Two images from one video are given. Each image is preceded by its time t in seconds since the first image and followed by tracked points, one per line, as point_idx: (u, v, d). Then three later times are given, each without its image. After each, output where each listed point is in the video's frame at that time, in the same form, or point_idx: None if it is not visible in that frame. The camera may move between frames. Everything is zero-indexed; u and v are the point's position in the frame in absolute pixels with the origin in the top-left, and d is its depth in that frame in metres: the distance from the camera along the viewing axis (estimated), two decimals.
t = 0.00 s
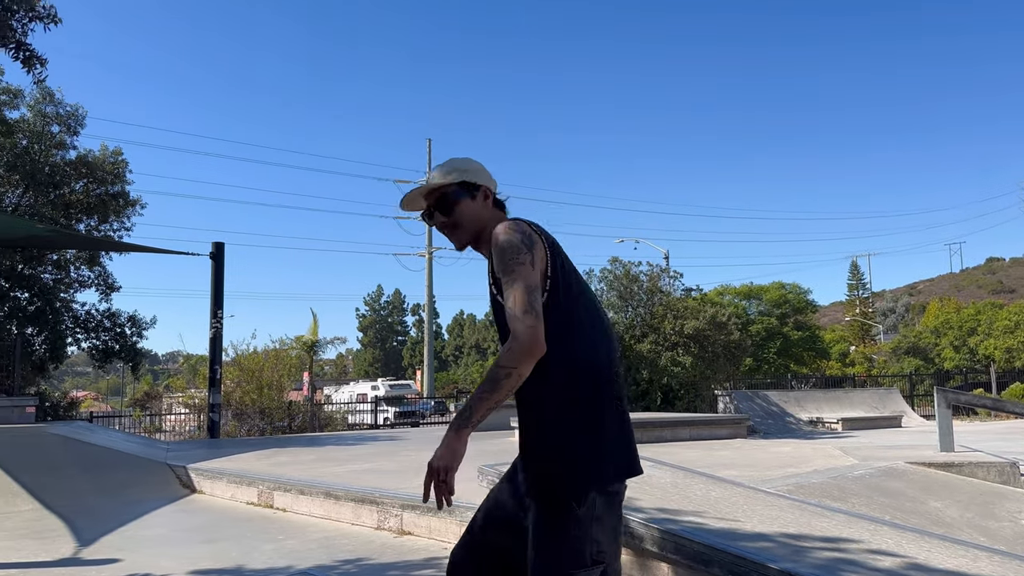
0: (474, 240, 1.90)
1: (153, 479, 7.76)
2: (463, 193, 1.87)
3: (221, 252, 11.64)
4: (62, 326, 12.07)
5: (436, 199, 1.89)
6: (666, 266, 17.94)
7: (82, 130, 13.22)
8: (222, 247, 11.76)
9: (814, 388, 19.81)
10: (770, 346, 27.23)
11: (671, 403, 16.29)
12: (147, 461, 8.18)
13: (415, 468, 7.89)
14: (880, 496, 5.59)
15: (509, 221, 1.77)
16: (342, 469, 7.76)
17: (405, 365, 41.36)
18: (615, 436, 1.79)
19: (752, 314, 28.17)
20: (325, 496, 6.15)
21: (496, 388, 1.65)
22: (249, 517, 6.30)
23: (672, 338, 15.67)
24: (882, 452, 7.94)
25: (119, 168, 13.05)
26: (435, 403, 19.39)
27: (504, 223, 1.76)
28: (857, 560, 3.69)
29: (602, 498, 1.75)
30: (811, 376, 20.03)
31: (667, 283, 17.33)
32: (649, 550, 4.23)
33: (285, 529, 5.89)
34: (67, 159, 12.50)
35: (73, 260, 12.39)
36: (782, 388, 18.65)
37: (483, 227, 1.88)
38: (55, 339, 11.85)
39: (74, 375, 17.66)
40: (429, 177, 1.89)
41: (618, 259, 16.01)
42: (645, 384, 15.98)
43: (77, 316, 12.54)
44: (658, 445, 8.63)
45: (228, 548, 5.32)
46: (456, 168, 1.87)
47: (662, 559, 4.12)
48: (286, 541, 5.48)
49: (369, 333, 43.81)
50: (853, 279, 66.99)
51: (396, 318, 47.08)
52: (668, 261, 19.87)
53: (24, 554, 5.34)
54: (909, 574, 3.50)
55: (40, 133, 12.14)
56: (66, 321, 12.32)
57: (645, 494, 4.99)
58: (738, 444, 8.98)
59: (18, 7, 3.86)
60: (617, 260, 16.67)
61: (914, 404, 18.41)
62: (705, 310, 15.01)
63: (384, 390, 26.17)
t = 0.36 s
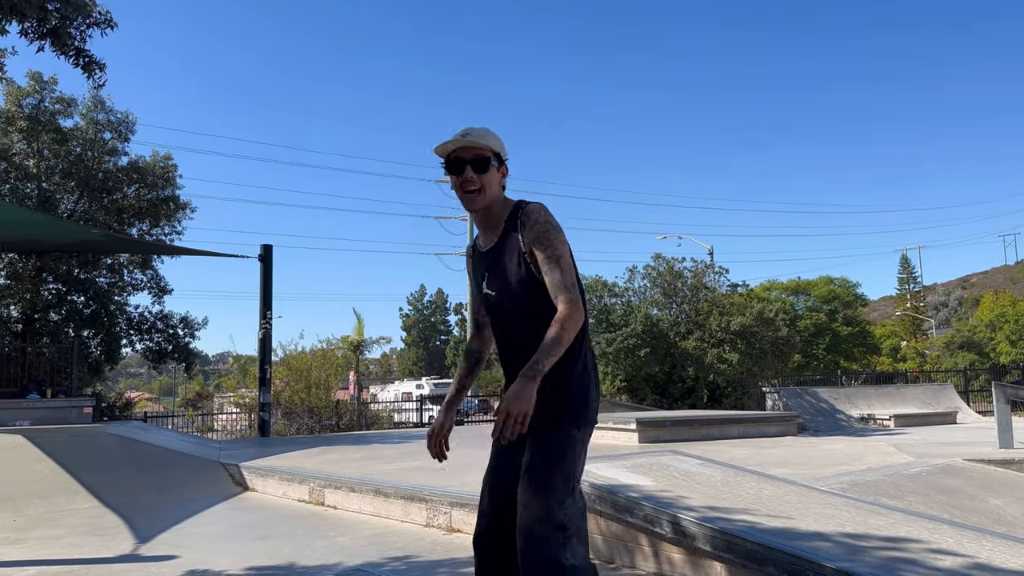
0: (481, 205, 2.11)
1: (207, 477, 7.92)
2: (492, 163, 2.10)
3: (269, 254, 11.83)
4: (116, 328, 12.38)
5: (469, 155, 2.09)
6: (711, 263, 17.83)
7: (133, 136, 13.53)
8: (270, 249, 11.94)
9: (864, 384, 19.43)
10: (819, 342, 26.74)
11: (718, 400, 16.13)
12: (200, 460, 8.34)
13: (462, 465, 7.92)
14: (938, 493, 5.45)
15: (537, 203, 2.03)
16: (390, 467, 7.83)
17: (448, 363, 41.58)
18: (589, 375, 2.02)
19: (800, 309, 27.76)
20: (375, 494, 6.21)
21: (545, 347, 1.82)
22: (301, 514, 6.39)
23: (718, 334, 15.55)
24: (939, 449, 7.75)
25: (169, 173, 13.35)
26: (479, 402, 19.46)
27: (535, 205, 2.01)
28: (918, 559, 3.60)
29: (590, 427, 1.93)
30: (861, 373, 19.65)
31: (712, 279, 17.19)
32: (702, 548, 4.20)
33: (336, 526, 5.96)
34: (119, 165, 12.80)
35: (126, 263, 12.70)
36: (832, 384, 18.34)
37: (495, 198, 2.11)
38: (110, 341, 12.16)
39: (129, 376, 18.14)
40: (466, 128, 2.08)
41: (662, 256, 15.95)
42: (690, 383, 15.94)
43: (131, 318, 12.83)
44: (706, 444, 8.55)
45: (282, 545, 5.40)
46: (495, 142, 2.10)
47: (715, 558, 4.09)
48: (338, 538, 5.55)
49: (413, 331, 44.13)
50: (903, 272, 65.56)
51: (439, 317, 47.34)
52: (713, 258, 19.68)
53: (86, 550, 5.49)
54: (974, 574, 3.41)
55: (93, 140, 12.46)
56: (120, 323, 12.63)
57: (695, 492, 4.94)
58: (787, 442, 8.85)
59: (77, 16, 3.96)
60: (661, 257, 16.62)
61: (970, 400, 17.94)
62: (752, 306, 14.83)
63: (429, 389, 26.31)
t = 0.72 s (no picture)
0: (504, 208, 2.18)
1: (255, 472, 8.06)
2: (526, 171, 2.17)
3: (313, 252, 11.98)
4: (166, 325, 12.68)
5: (509, 160, 2.15)
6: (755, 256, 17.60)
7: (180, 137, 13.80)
8: (314, 247, 12.10)
9: (914, 378, 19.03)
10: (867, 336, 26.23)
11: (762, 395, 15.95)
12: (249, 455, 8.50)
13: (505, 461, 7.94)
14: (993, 489, 5.31)
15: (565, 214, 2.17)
16: (435, 461, 7.89)
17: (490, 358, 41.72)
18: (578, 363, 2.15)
19: (846, 303, 27.28)
20: (419, 488, 6.25)
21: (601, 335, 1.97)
22: (348, 508, 6.47)
23: (762, 329, 15.35)
24: (994, 445, 7.55)
25: (215, 173, 13.61)
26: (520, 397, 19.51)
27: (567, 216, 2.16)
28: (974, 557, 3.51)
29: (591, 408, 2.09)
30: (910, 366, 19.24)
31: (756, 273, 16.97)
32: (750, 544, 4.18)
33: (382, 519, 6.02)
34: (167, 166, 13.08)
35: (175, 262, 12.97)
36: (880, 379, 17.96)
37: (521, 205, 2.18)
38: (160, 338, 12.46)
39: (180, 373, 18.59)
40: (508, 135, 2.13)
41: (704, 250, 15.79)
42: (734, 377, 15.89)
43: (180, 316, 13.11)
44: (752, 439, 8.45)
45: (329, 538, 5.47)
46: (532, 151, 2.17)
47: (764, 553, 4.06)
48: (384, 531, 5.61)
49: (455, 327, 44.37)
50: (953, 264, 64.00)
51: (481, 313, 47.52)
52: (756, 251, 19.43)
53: (140, 543, 5.64)
54: None
55: (140, 142, 12.74)
56: (170, 321, 12.91)
57: (741, 487, 4.90)
58: (835, 438, 8.70)
59: (129, 15, 4.06)
60: (704, 251, 16.45)
61: None
62: (797, 300, 14.61)
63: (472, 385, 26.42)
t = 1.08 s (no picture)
0: (501, 220, 2.34)
1: (292, 462, 8.17)
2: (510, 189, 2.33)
3: (348, 246, 12.09)
4: (205, 318, 12.88)
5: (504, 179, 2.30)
6: (792, 247, 17.37)
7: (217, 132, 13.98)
8: (349, 240, 12.20)
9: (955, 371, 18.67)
10: (906, 328, 25.81)
11: (800, 388, 15.78)
12: (285, 445, 8.62)
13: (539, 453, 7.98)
14: None
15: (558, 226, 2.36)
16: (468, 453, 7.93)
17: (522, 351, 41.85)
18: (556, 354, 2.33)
19: (886, 295, 26.86)
20: (454, 479, 6.29)
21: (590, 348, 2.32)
22: (383, 498, 6.53)
23: (800, 321, 15.15)
24: None
25: (251, 167, 13.77)
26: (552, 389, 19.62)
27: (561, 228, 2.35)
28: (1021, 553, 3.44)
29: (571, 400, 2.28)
30: (952, 359, 18.87)
31: (793, 264, 16.76)
32: (786, 538, 4.16)
33: (418, 509, 6.08)
34: (204, 160, 13.27)
35: (213, 255, 13.16)
36: (920, 371, 17.68)
37: (519, 214, 2.35)
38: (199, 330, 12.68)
39: (218, 364, 18.89)
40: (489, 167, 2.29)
41: (739, 242, 15.64)
42: (770, 370, 15.76)
43: (218, 308, 13.29)
44: (788, 433, 8.36)
45: (365, 528, 5.54)
46: (512, 172, 2.31)
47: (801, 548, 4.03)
48: (419, 521, 5.65)
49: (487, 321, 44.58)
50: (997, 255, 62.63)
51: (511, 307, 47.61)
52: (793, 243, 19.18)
53: (181, 531, 5.75)
54: None
55: (179, 137, 12.92)
56: (209, 313, 13.11)
57: (777, 481, 4.85)
58: (874, 431, 8.58)
59: (167, 9, 4.11)
60: (739, 242, 16.27)
61: None
62: (835, 291, 14.40)
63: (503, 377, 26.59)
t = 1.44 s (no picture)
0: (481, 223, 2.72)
1: (318, 447, 8.26)
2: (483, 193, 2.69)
3: (374, 234, 12.15)
4: (232, 305, 13.02)
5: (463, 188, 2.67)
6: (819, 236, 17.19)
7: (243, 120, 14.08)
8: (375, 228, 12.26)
9: (985, 362, 18.44)
10: (935, 318, 25.50)
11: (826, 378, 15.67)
12: (311, 431, 8.71)
13: (563, 441, 8.01)
14: None
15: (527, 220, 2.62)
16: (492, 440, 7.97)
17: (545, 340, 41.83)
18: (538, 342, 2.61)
19: (914, 285, 26.52)
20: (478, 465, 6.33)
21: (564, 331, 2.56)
22: (408, 484, 6.59)
23: (827, 310, 15.02)
24: None
25: (277, 155, 13.86)
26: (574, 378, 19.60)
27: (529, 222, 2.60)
28: None
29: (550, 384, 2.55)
30: (982, 349, 18.62)
31: (820, 253, 16.60)
32: (812, 527, 4.14)
33: (442, 494, 6.13)
34: (231, 148, 13.36)
35: (240, 243, 13.28)
36: (948, 362, 17.49)
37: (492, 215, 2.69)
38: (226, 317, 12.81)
39: (244, 350, 19.09)
40: (462, 175, 2.67)
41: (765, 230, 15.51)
42: (797, 360, 15.61)
43: (246, 295, 13.43)
44: (813, 424, 8.33)
45: (391, 512, 5.61)
46: (482, 177, 2.68)
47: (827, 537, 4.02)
48: (444, 506, 5.70)
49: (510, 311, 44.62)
50: None
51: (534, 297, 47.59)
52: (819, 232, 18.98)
53: (210, 514, 5.84)
54: None
55: (206, 125, 13.02)
56: (236, 300, 13.25)
57: (802, 470, 4.83)
58: (900, 422, 8.52)
59: None
60: (766, 231, 16.12)
61: None
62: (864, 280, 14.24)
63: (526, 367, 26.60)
